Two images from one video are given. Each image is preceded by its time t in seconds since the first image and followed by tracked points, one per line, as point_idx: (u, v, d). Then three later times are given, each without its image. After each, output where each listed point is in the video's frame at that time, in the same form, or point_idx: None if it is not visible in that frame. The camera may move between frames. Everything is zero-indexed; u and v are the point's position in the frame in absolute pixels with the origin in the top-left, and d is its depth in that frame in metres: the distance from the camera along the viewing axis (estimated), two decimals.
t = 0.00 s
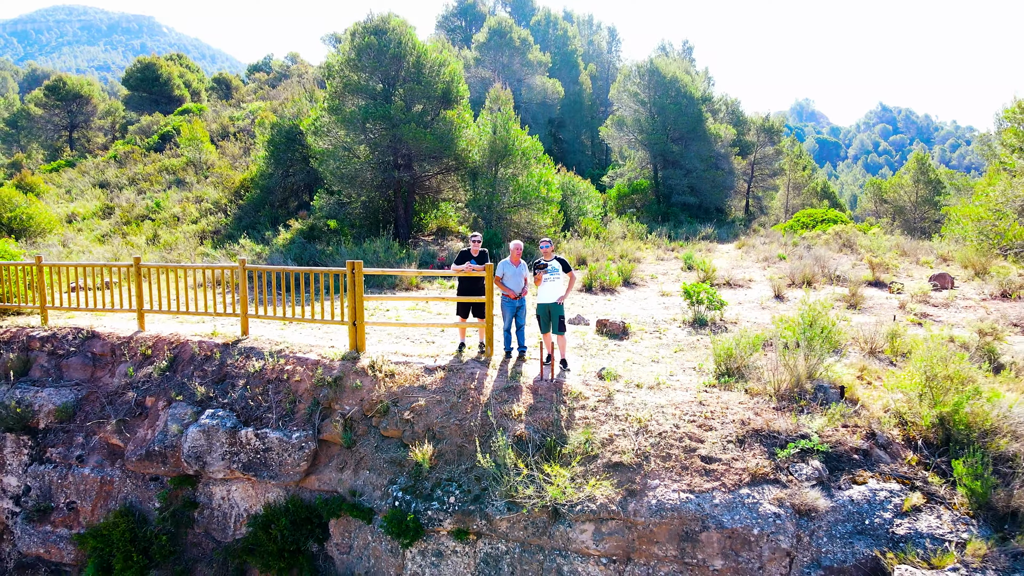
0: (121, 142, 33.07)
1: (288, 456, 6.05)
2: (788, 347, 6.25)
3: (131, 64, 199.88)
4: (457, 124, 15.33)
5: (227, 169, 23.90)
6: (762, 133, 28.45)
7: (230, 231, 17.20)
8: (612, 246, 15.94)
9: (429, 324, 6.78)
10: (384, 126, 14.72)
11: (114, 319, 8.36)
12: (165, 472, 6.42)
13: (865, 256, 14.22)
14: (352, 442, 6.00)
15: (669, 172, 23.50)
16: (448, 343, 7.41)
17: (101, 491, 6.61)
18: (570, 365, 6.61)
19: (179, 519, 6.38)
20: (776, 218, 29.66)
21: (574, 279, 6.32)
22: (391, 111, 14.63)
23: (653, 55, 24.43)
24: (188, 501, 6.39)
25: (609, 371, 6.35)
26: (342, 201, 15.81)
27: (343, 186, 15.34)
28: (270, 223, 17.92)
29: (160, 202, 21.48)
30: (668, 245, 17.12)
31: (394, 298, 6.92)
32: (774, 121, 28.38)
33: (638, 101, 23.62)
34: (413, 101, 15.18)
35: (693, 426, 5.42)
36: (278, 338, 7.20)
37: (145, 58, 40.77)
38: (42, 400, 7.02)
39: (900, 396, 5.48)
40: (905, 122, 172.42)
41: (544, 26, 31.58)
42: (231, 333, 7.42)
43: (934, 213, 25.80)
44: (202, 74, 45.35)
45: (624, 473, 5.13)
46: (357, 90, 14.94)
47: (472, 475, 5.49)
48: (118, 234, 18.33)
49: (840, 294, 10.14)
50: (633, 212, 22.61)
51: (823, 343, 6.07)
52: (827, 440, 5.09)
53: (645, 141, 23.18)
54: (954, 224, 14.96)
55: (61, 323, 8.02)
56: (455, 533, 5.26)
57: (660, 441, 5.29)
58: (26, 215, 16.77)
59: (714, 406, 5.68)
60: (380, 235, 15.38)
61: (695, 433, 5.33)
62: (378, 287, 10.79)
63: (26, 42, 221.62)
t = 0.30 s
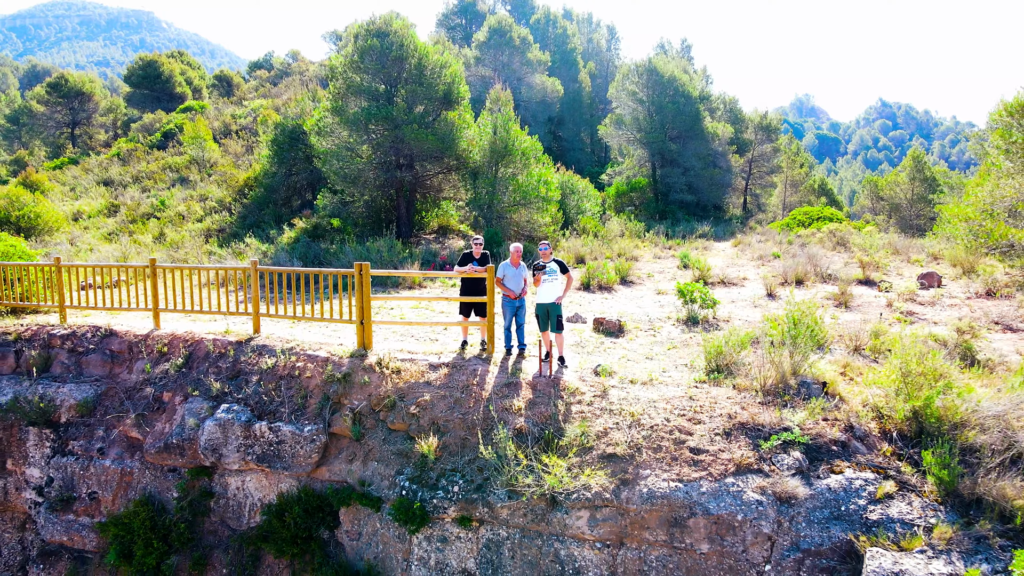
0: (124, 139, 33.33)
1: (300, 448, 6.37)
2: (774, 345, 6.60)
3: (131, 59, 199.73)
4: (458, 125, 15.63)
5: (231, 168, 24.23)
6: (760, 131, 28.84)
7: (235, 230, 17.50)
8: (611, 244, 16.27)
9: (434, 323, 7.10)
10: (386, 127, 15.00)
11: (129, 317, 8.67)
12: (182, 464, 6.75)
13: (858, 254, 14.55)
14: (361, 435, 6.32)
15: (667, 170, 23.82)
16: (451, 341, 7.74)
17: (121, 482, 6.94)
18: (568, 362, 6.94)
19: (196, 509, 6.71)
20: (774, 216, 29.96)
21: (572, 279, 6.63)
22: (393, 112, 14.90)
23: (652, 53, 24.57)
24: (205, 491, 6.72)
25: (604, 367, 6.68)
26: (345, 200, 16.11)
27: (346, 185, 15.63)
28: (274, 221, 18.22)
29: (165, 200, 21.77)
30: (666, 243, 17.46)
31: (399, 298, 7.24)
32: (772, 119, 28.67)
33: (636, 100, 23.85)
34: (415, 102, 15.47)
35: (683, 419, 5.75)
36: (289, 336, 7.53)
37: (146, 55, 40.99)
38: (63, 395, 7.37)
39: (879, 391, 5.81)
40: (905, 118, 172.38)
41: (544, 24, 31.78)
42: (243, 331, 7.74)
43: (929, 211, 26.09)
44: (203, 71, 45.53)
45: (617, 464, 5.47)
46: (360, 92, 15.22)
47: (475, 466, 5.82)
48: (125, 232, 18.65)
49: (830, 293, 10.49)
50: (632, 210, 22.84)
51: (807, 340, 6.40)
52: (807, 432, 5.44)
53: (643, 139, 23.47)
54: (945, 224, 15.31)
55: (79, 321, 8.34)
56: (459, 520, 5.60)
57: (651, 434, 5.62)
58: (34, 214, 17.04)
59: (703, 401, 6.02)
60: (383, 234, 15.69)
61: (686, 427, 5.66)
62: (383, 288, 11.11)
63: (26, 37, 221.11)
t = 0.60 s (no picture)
0: (126, 137, 33.64)
1: (311, 440, 6.72)
2: (761, 343, 6.94)
3: (130, 54, 199.56)
4: (459, 126, 15.94)
5: (234, 167, 24.56)
6: (757, 130, 29.24)
7: (240, 228, 17.83)
8: (608, 243, 16.62)
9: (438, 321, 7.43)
10: (390, 129, 15.31)
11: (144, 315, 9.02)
12: (199, 456, 7.11)
13: (850, 253, 14.90)
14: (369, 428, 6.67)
15: (664, 169, 24.23)
16: (454, 339, 8.08)
17: (141, 473, 7.29)
18: (565, 359, 7.30)
19: (213, 498, 7.07)
20: (771, 213, 30.30)
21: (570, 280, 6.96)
22: (396, 113, 15.21)
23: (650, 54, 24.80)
24: (221, 482, 7.08)
25: (600, 364, 7.03)
26: (348, 199, 16.44)
27: (349, 185, 15.95)
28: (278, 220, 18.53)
29: (170, 199, 22.09)
30: (663, 241, 17.82)
31: (404, 297, 7.57)
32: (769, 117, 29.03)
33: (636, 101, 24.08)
34: (417, 103, 15.78)
35: (674, 413, 6.11)
36: (299, 334, 7.87)
37: (148, 53, 41.24)
38: (84, 390, 7.72)
39: (858, 386, 6.16)
40: (905, 113, 172.50)
41: (543, 23, 32.01)
42: (255, 329, 8.08)
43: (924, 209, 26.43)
44: (204, 69, 45.74)
45: (611, 455, 5.82)
46: (363, 94, 15.51)
47: (477, 457, 6.17)
48: (131, 230, 18.99)
49: (820, 291, 10.86)
50: (630, 207, 23.11)
51: (793, 338, 6.75)
52: (790, 425, 5.79)
53: (642, 138, 23.81)
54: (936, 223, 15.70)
55: (97, 319, 8.70)
56: (463, 507, 5.96)
57: (643, 427, 5.97)
58: (42, 212, 17.34)
59: (693, 396, 6.37)
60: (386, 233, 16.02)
61: (676, 420, 6.02)
62: (387, 287, 11.47)
63: (25, 32, 220.42)
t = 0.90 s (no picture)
0: (135, 133, 34.79)
1: (341, 419, 7.92)
2: (725, 338, 8.13)
3: (126, 42, 198.28)
4: (461, 131, 17.00)
5: (243, 166, 25.60)
6: (747, 126, 30.50)
7: (254, 225, 18.92)
8: (601, 240, 17.80)
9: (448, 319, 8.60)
10: (396, 133, 16.35)
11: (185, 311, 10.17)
12: (245, 433, 8.32)
13: (824, 251, 16.09)
14: (392, 408, 7.89)
15: (656, 166, 25.42)
16: (462, 334, 9.27)
17: (194, 448, 8.50)
18: (558, 351, 8.49)
19: (257, 469, 8.29)
20: (760, 207, 31.43)
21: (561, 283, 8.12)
22: (402, 120, 16.24)
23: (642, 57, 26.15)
24: (264, 455, 8.28)
25: (587, 355, 8.23)
26: (357, 199, 17.56)
27: (358, 186, 17.03)
28: (290, 217, 19.63)
29: (185, 196, 23.18)
30: (652, 238, 18.99)
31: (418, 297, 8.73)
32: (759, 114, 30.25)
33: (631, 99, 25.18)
34: (422, 110, 16.81)
35: (647, 396, 7.31)
36: (326, 329, 9.05)
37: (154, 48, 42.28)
38: (141, 377, 8.90)
39: (802, 373, 7.36)
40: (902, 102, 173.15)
41: (541, 22, 32.90)
42: (288, 325, 9.26)
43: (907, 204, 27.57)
44: (207, 63, 46.35)
45: (594, 430, 7.02)
46: (372, 101, 16.55)
47: (483, 432, 7.37)
48: (150, 227, 20.08)
49: (789, 288, 12.07)
50: (624, 203, 24.21)
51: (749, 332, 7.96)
52: (742, 405, 7.01)
53: (636, 137, 25.00)
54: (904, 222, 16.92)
55: (145, 316, 9.86)
56: (471, 474, 7.18)
57: (621, 408, 7.18)
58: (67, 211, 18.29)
59: (664, 382, 7.58)
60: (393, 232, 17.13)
61: (649, 402, 7.23)
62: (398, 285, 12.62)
63: (18, 19, 218.21)
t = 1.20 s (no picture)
0: (166, 130, 39.05)
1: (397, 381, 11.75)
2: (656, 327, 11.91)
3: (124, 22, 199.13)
4: (469, 151, 20.66)
5: (276, 169, 29.34)
6: (724, 127, 34.36)
7: (295, 226, 22.69)
8: (585, 239, 21.62)
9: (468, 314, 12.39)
10: (415, 154, 19.90)
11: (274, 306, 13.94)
12: (330, 391, 12.17)
13: (765, 252, 19.88)
14: (431, 374, 11.73)
15: (638, 168, 29.31)
16: (477, 323, 13.09)
17: (294, 402, 12.36)
18: (543, 335, 12.31)
19: (339, 416, 12.15)
20: (733, 199, 35.10)
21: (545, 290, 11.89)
22: (421, 144, 19.81)
23: (626, 70, 30.91)
24: (343, 407, 12.15)
25: (563, 339, 12.03)
26: (383, 206, 21.26)
27: (384, 197, 20.73)
28: (324, 218, 23.45)
29: (228, 196, 26.97)
30: (628, 237, 22.83)
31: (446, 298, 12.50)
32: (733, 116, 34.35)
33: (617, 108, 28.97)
34: (436, 134, 20.45)
35: (600, 365, 11.12)
36: (382, 321, 12.85)
37: (174, 46, 47.14)
38: (253, 353, 12.71)
39: (702, 351, 11.16)
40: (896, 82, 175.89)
41: (537, 30, 36.38)
42: (353, 317, 13.05)
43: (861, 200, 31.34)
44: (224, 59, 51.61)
45: (564, 387, 10.81)
46: (396, 127, 20.15)
47: (493, 389, 11.22)
48: (204, 227, 23.88)
49: (722, 285, 15.78)
50: (609, 202, 27.98)
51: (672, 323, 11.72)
52: (659, 371, 10.78)
53: (620, 143, 28.94)
54: (832, 221, 20.47)
55: (247, 310, 13.64)
56: (486, 416, 11.07)
57: (582, 373, 10.98)
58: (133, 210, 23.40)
59: (613, 357, 11.39)
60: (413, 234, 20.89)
61: (600, 370, 11.03)
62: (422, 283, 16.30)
63: None
